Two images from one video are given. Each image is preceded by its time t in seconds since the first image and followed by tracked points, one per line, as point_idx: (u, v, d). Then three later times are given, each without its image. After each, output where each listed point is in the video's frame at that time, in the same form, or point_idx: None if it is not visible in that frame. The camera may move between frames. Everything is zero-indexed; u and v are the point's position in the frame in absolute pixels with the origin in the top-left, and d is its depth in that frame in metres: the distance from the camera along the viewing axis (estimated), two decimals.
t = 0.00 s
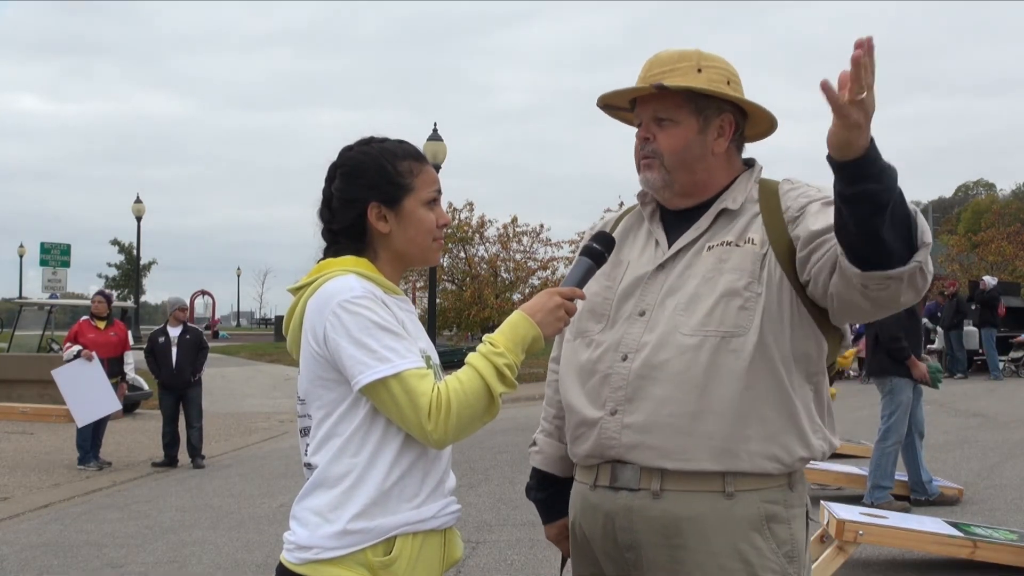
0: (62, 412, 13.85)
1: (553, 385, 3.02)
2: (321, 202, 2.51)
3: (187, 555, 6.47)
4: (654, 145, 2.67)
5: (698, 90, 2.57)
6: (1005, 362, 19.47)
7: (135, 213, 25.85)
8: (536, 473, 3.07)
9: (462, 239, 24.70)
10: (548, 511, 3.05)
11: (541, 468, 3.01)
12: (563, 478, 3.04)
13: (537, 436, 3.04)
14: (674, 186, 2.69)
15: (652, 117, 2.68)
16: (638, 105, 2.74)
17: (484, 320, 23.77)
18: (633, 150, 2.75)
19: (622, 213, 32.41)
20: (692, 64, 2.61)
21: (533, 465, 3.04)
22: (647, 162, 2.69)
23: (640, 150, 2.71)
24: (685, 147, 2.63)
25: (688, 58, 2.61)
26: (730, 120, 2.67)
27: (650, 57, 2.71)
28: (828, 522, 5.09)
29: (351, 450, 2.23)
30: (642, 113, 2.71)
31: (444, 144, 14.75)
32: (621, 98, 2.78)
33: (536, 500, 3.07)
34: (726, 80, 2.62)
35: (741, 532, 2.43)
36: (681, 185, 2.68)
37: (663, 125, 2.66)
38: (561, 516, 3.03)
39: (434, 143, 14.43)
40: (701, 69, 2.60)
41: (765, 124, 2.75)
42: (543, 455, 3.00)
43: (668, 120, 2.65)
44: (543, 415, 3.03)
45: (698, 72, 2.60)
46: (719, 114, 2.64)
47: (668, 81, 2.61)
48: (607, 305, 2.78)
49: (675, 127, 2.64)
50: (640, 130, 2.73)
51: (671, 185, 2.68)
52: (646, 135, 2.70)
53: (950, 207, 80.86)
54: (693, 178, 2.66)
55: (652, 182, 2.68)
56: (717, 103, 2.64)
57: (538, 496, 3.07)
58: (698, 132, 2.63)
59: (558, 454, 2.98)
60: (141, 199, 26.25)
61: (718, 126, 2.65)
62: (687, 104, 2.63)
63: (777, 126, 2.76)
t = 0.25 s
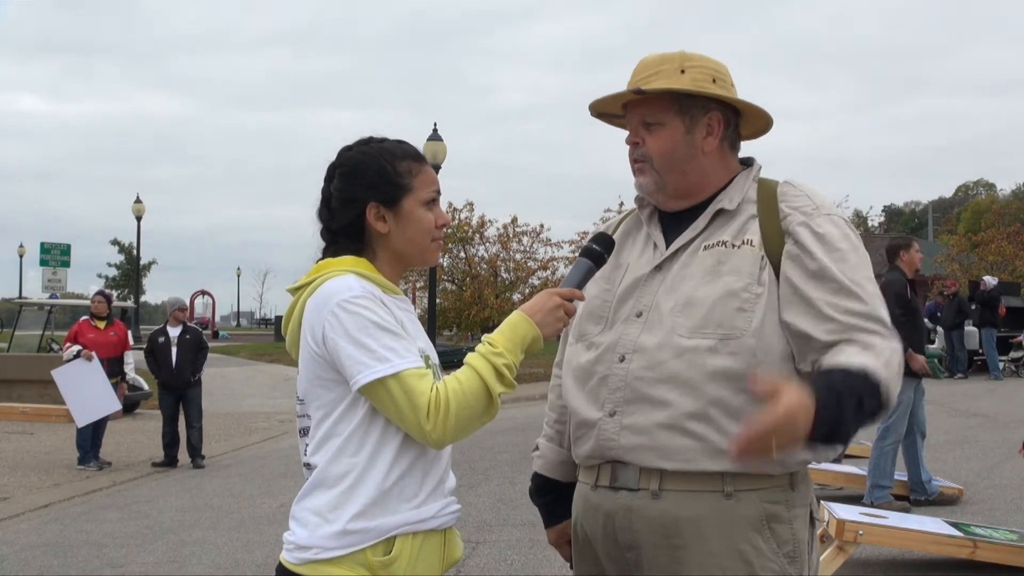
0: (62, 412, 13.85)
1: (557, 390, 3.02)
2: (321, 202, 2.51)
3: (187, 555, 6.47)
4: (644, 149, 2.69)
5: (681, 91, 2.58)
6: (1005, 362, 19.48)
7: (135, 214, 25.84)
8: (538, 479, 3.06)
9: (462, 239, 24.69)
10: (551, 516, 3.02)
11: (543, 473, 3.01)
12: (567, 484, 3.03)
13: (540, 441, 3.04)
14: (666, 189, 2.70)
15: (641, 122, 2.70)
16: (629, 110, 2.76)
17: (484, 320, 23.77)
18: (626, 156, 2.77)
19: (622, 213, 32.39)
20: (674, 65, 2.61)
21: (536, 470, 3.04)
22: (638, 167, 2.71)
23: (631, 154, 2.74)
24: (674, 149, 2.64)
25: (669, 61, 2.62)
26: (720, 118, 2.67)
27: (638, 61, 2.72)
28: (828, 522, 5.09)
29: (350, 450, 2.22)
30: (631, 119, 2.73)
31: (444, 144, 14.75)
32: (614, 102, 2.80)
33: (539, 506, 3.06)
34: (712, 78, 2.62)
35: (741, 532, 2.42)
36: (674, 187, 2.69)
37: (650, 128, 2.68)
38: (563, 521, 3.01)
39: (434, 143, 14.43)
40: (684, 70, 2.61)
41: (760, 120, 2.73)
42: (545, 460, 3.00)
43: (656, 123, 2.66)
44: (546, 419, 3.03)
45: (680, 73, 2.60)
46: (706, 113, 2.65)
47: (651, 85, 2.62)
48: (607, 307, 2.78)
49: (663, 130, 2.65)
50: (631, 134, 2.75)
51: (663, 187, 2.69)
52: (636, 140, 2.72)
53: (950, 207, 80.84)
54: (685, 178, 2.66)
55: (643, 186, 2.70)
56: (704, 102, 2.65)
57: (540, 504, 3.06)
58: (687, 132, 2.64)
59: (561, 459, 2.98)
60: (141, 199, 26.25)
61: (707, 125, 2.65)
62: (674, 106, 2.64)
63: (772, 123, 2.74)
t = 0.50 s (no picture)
0: (62, 412, 13.85)
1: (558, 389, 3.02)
2: (321, 201, 2.51)
3: (187, 555, 6.47)
4: (652, 147, 2.67)
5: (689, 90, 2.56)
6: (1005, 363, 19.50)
7: (135, 214, 25.82)
8: (541, 477, 3.06)
9: (462, 239, 24.68)
10: (554, 514, 3.03)
11: (546, 470, 3.01)
12: (568, 481, 3.03)
13: (543, 439, 3.04)
14: (673, 189, 2.68)
15: (648, 120, 2.68)
16: (632, 109, 2.74)
17: (484, 320, 23.77)
18: (630, 155, 2.74)
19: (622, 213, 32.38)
20: (682, 63, 2.60)
21: (539, 468, 3.04)
22: (647, 165, 2.68)
23: (638, 152, 2.71)
24: (683, 148, 2.63)
25: (677, 59, 2.60)
26: (725, 118, 2.68)
27: (640, 60, 2.70)
28: (827, 522, 5.08)
29: (348, 450, 2.22)
30: (636, 117, 2.71)
31: (444, 144, 14.74)
32: (615, 101, 2.78)
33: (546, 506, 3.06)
34: (718, 77, 2.61)
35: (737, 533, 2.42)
36: (680, 187, 2.68)
37: (658, 127, 2.66)
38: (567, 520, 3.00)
39: (434, 143, 14.42)
40: (693, 69, 2.59)
41: (758, 119, 2.74)
42: (547, 457, 3.00)
43: (665, 121, 2.65)
44: (547, 419, 3.04)
45: (689, 71, 2.58)
46: (712, 113, 2.65)
47: (663, 82, 2.59)
48: (605, 309, 2.78)
49: (672, 128, 2.64)
50: (636, 133, 2.73)
51: (671, 187, 2.67)
52: (643, 138, 2.69)
53: (951, 207, 80.83)
54: (693, 178, 2.65)
55: (652, 185, 2.67)
56: (712, 102, 2.65)
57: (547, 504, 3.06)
58: (694, 131, 2.63)
59: (562, 457, 2.98)
60: (141, 200, 26.25)
61: (713, 124, 2.66)
62: (682, 105, 2.63)
63: (769, 121, 2.75)
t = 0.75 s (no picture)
0: (62, 412, 13.85)
1: (555, 391, 3.02)
2: (318, 202, 2.51)
3: (187, 555, 6.47)
4: (671, 147, 2.64)
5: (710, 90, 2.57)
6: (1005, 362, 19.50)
7: (135, 214, 25.83)
8: (537, 480, 3.06)
9: (462, 239, 24.69)
10: (552, 517, 3.02)
11: (542, 473, 3.00)
12: (566, 483, 3.03)
13: (538, 441, 3.04)
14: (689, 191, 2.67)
15: (662, 120, 2.66)
16: (638, 110, 2.71)
17: (484, 320, 23.78)
18: (641, 157, 2.70)
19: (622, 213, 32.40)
20: (697, 65, 2.60)
21: (536, 470, 3.04)
22: (663, 165, 2.65)
23: (653, 153, 2.67)
24: (701, 148, 2.63)
25: (691, 60, 2.60)
26: (731, 121, 2.71)
27: (640, 63, 2.68)
28: (828, 522, 5.08)
29: (347, 451, 2.22)
30: (649, 117, 2.68)
31: (444, 144, 14.74)
32: (618, 103, 2.76)
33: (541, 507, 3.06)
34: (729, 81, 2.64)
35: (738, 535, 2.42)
36: (695, 189, 2.67)
37: (675, 127, 2.64)
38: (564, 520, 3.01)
39: (434, 143, 14.43)
40: (706, 71, 2.60)
41: (753, 120, 2.76)
42: (544, 459, 3.00)
43: (682, 121, 2.63)
44: (545, 421, 3.04)
45: (704, 73, 2.59)
46: (723, 116, 2.67)
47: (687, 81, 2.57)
48: (603, 311, 2.78)
49: (690, 128, 2.63)
50: (648, 134, 2.69)
51: (689, 190, 2.66)
52: (659, 138, 2.66)
53: (951, 207, 80.84)
54: (708, 179, 2.66)
55: (671, 186, 2.64)
56: (722, 103, 2.67)
57: (543, 506, 3.05)
58: (709, 133, 2.64)
59: (560, 459, 2.98)
60: (141, 199, 26.26)
61: (724, 128, 2.68)
62: (698, 105, 2.63)
63: (764, 122, 2.77)
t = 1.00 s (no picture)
0: (63, 412, 13.85)
1: (552, 391, 3.01)
2: (316, 204, 2.51)
3: (187, 555, 6.47)
4: (660, 150, 2.64)
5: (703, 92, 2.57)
6: (1004, 362, 19.51)
7: (135, 214, 25.83)
8: (536, 481, 3.06)
9: (462, 239, 24.69)
10: (552, 518, 3.02)
11: (541, 474, 3.00)
12: (565, 483, 3.03)
13: (537, 442, 3.04)
14: (681, 193, 2.67)
15: (654, 122, 2.66)
16: (633, 111, 2.71)
17: (484, 320, 23.78)
18: (634, 158, 2.71)
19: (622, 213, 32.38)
20: (691, 68, 2.60)
21: (535, 470, 3.04)
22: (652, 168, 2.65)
23: (643, 156, 2.67)
24: (692, 151, 2.62)
25: (686, 62, 2.60)
26: (727, 124, 2.69)
27: (638, 64, 2.68)
28: (828, 522, 5.08)
29: (346, 451, 2.22)
30: (642, 119, 2.68)
31: (444, 144, 14.75)
32: (615, 104, 2.76)
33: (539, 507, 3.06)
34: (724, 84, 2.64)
35: (740, 533, 2.43)
36: (688, 191, 2.67)
37: (667, 129, 2.64)
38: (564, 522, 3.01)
39: (434, 143, 14.43)
40: (700, 73, 2.61)
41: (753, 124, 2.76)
42: (543, 460, 3.00)
43: (673, 124, 2.63)
44: (543, 420, 3.04)
45: (698, 76, 2.60)
46: (719, 118, 2.66)
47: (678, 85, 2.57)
48: (600, 309, 2.78)
49: (682, 131, 2.63)
50: (642, 136, 2.69)
51: (680, 192, 2.66)
52: (651, 140, 2.66)
53: (951, 207, 80.82)
54: (699, 181, 2.65)
55: (661, 189, 2.64)
56: (717, 107, 2.65)
57: (543, 505, 3.06)
58: (703, 135, 2.63)
59: (559, 459, 2.98)
60: (141, 199, 26.26)
61: (719, 130, 2.67)
62: (690, 108, 2.62)
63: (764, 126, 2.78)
